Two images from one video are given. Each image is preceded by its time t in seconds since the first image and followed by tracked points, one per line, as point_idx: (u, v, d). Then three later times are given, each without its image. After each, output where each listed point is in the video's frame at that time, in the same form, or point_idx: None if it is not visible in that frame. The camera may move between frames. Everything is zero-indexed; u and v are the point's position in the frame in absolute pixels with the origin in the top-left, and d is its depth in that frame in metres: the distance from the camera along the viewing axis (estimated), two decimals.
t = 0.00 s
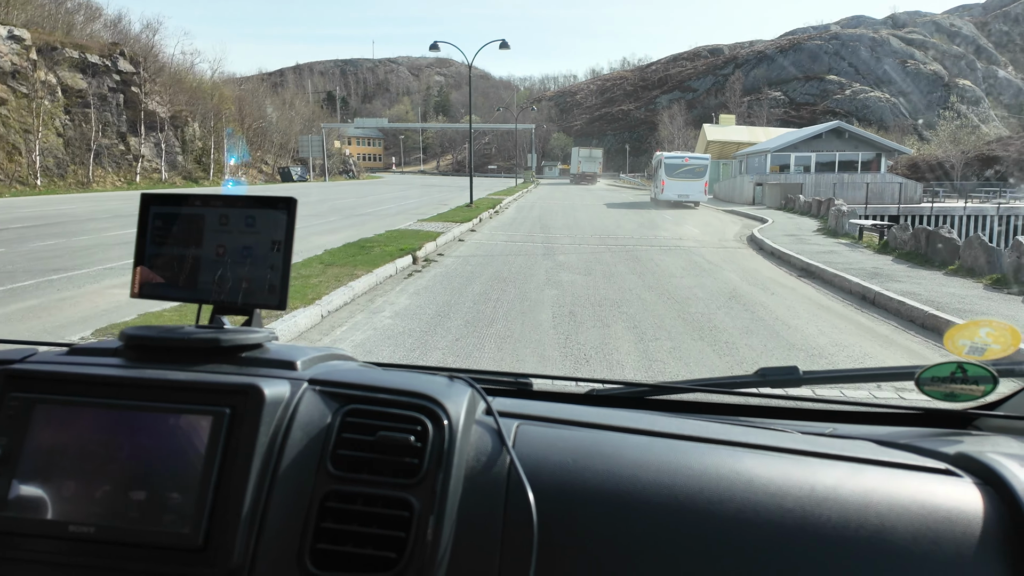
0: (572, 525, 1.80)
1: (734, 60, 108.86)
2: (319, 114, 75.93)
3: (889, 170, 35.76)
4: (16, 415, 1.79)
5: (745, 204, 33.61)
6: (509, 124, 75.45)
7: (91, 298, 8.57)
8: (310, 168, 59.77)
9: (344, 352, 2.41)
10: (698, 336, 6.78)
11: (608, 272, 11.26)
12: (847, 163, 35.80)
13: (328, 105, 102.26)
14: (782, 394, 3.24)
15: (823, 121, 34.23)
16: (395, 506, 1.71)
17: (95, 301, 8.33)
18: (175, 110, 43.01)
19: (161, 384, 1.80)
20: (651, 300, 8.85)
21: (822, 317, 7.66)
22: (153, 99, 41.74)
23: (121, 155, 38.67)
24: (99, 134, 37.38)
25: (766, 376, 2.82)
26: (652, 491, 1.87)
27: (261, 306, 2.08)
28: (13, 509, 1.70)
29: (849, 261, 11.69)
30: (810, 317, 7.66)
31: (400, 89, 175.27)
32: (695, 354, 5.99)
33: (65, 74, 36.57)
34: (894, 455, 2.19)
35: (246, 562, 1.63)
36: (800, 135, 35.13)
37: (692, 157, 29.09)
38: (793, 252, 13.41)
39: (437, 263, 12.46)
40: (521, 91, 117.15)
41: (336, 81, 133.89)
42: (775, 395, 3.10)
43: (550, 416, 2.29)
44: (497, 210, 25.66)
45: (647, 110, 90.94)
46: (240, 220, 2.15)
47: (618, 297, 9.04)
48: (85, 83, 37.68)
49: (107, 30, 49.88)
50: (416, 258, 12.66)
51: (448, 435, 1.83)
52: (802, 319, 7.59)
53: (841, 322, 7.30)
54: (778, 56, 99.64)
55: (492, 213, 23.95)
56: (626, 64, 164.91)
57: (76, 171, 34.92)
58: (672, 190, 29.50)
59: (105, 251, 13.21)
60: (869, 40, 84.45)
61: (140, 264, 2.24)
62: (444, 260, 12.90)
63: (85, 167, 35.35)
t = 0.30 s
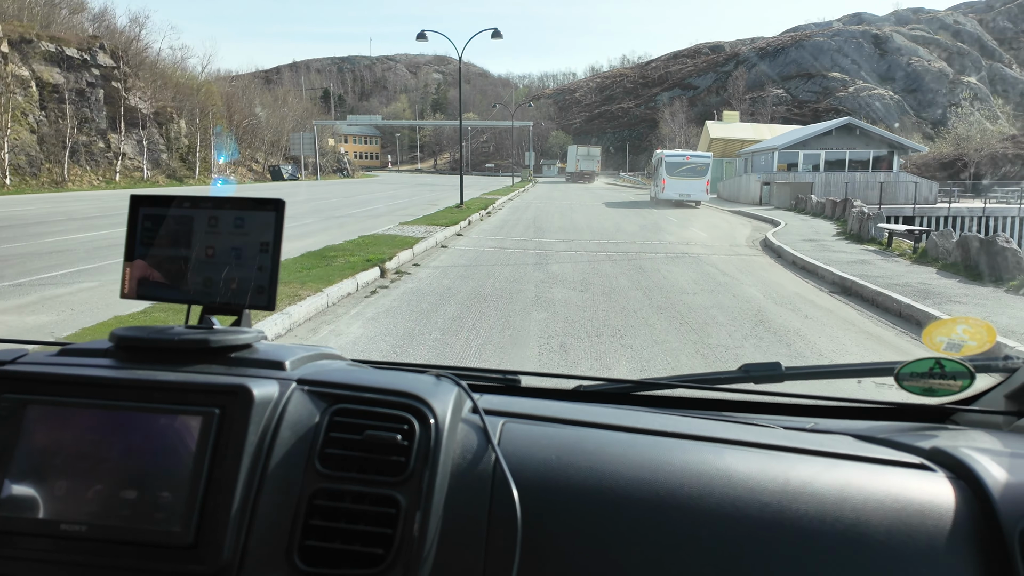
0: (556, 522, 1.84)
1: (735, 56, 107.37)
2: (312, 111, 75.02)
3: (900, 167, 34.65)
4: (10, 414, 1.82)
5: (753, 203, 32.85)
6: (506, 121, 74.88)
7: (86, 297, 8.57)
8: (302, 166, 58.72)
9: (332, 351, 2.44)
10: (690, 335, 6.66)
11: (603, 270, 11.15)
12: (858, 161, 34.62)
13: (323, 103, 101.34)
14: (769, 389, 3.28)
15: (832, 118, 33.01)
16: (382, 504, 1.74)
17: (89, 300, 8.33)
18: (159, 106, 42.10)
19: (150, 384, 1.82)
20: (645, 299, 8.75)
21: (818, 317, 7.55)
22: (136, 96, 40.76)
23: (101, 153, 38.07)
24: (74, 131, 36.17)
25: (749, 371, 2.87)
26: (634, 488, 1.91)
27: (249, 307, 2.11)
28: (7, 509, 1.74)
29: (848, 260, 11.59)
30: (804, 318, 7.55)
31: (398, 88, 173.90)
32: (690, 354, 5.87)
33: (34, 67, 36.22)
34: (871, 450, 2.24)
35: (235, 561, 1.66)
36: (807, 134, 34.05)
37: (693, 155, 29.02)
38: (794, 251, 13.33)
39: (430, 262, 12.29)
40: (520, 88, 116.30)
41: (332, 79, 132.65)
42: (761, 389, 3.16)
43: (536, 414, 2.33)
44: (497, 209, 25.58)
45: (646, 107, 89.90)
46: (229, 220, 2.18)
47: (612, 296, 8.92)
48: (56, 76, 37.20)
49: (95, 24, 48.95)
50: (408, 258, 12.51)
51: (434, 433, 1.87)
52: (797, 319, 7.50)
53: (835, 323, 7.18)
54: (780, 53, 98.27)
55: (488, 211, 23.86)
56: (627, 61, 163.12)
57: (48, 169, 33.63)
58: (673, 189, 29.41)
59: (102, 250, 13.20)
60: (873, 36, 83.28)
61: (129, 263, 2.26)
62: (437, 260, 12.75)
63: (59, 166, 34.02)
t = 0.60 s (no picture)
0: (553, 525, 1.83)
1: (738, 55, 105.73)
2: (304, 109, 73.88)
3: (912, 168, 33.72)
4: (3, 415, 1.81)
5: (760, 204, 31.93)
6: (503, 118, 74.34)
7: (79, 299, 8.51)
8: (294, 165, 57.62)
9: (327, 352, 2.44)
10: (686, 342, 6.58)
11: (596, 275, 11.17)
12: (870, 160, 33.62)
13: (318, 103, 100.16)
14: (763, 388, 3.29)
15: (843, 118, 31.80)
16: (378, 504, 1.74)
17: (81, 303, 8.26)
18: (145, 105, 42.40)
19: (145, 384, 1.82)
20: (638, 303, 8.68)
21: (813, 321, 7.48)
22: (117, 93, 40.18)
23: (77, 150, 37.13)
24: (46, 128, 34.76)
25: (744, 372, 2.88)
26: (631, 487, 1.92)
27: (244, 308, 2.10)
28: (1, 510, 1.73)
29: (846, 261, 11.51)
30: (799, 321, 7.48)
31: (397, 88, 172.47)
32: (687, 360, 5.79)
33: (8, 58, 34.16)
34: (865, 449, 2.25)
35: (233, 563, 1.64)
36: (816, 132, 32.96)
37: (696, 154, 28.76)
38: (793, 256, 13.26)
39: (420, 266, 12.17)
40: (518, 87, 115.54)
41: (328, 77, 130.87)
42: (756, 390, 3.16)
43: (532, 414, 2.33)
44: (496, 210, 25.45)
45: (645, 107, 88.82)
46: (223, 220, 2.17)
47: (605, 300, 8.83)
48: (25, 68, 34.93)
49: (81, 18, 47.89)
50: (398, 262, 12.38)
51: (431, 433, 1.87)
52: (793, 322, 7.44)
53: (831, 327, 7.11)
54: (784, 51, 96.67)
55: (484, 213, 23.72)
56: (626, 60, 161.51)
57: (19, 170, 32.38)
58: (675, 188, 29.07)
59: (96, 252, 13.11)
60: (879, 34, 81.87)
61: (123, 262, 2.26)
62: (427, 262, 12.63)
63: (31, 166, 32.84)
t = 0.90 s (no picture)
0: (543, 521, 1.80)
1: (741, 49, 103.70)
2: (298, 107, 72.66)
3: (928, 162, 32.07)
4: None
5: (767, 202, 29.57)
6: (500, 114, 73.17)
7: (66, 299, 8.36)
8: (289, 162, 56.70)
9: (314, 346, 2.39)
10: (680, 330, 6.46)
11: (590, 269, 11.08)
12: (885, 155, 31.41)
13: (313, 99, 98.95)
14: (758, 383, 3.25)
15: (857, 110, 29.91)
16: (363, 500, 1.70)
17: (68, 301, 8.13)
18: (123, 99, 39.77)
19: (124, 378, 1.78)
20: (633, 294, 8.56)
21: (810, 302, 7.34)
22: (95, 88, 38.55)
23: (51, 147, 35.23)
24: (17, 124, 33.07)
25: (738, 366, 2.85)
26: (622, 484, 1.87)
27: (227, 301, 2.06)
28: None
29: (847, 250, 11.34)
30: (794, 304, 7.35)
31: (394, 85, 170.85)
32: (683, 349, 5.65)
33: None
34: (859, 443, 2.21)
35: (213, 559, 1.60)
36: (829, 126, 30.81)
37: (698, 150, 27.82)
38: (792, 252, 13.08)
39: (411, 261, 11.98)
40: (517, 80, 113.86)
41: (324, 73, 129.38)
42: (751, 384, 3.14)
43: (523, 408, 2.29)
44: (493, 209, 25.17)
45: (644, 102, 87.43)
46: (206, 210, 2.12)
47: (598, 291, 8.73)
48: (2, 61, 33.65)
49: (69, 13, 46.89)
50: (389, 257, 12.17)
51: (417, 428, 1.82)
52: (789, 312, 7.33)
53: (827, 307, 6.98)
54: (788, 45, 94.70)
55: (480, 212, 23.46)
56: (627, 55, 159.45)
57: None
58: (677, 186, 28.00)
59: (86, 250, 12.94)
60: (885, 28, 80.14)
61: (105, 253, 2.21)
62: (419, 258, 12.43)
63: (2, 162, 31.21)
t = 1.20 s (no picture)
0: (550, 520, 1.79)
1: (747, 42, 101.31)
2: (294, 104, 71.69)
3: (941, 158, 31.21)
4: None
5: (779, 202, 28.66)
6: (500, 111, 72.10)
7: (58, 298, 8.24)
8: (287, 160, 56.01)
9: (317, 342, 2.39)
10: (679, 336, 6.31)
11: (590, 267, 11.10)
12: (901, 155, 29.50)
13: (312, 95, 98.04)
14: (762, 379, 3.24)
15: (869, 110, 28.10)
16: (369, 497, 1.69)
17: (61, 301, 8.03)
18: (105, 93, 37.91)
19: (127, 375, 1.76)
20: (631, 298, 8.42)
21: (813, 311, 7.20)
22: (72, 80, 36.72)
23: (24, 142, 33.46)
24: None
25: (740, 362, 2.84)
26: (630, 480, 1.87)
27: (229, 297, 2.04)
28: None
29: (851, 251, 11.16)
30: (798, 312, 7.25)
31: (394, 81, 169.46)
32: (679, 349, 5.68)
33: None
34: (865, 439, 2.21)
35: (219, 559, 1.59)
36: (841, 121, 29.49)
37: (702, 147, 27.01)
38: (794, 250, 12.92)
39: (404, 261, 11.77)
40: (517, 75, 112.45)
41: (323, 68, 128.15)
42: (754, 380, 3.13)
43: (526, 404, 2.29)
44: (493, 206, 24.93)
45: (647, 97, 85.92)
46: (209, 206, 2.11)
47: (598, 295, 8.57)
48: None
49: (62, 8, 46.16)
50: (383, 256, 11.97)
51: (423, 426, 1.81)
52: (789, 312, 7.31)
53: (832, 316, 6.86)
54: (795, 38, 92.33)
55: (479, 209, 23.23)
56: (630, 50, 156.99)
57: None
58: (681, 185, 27.30)
59: (79, 248, 12.80)
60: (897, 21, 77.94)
61: (107, 251, 2.21)
62: (413, 258, 12.23)
63: None
